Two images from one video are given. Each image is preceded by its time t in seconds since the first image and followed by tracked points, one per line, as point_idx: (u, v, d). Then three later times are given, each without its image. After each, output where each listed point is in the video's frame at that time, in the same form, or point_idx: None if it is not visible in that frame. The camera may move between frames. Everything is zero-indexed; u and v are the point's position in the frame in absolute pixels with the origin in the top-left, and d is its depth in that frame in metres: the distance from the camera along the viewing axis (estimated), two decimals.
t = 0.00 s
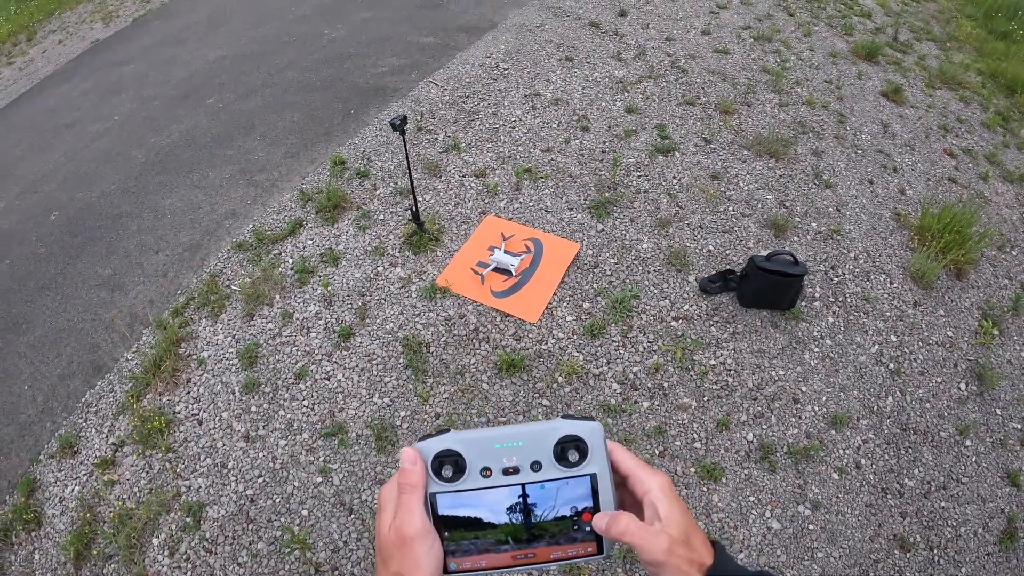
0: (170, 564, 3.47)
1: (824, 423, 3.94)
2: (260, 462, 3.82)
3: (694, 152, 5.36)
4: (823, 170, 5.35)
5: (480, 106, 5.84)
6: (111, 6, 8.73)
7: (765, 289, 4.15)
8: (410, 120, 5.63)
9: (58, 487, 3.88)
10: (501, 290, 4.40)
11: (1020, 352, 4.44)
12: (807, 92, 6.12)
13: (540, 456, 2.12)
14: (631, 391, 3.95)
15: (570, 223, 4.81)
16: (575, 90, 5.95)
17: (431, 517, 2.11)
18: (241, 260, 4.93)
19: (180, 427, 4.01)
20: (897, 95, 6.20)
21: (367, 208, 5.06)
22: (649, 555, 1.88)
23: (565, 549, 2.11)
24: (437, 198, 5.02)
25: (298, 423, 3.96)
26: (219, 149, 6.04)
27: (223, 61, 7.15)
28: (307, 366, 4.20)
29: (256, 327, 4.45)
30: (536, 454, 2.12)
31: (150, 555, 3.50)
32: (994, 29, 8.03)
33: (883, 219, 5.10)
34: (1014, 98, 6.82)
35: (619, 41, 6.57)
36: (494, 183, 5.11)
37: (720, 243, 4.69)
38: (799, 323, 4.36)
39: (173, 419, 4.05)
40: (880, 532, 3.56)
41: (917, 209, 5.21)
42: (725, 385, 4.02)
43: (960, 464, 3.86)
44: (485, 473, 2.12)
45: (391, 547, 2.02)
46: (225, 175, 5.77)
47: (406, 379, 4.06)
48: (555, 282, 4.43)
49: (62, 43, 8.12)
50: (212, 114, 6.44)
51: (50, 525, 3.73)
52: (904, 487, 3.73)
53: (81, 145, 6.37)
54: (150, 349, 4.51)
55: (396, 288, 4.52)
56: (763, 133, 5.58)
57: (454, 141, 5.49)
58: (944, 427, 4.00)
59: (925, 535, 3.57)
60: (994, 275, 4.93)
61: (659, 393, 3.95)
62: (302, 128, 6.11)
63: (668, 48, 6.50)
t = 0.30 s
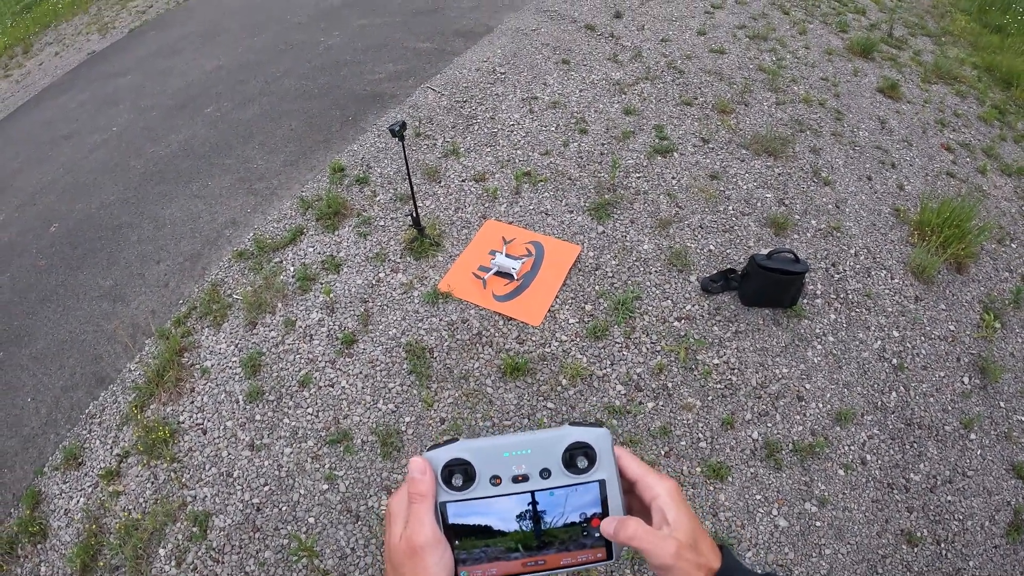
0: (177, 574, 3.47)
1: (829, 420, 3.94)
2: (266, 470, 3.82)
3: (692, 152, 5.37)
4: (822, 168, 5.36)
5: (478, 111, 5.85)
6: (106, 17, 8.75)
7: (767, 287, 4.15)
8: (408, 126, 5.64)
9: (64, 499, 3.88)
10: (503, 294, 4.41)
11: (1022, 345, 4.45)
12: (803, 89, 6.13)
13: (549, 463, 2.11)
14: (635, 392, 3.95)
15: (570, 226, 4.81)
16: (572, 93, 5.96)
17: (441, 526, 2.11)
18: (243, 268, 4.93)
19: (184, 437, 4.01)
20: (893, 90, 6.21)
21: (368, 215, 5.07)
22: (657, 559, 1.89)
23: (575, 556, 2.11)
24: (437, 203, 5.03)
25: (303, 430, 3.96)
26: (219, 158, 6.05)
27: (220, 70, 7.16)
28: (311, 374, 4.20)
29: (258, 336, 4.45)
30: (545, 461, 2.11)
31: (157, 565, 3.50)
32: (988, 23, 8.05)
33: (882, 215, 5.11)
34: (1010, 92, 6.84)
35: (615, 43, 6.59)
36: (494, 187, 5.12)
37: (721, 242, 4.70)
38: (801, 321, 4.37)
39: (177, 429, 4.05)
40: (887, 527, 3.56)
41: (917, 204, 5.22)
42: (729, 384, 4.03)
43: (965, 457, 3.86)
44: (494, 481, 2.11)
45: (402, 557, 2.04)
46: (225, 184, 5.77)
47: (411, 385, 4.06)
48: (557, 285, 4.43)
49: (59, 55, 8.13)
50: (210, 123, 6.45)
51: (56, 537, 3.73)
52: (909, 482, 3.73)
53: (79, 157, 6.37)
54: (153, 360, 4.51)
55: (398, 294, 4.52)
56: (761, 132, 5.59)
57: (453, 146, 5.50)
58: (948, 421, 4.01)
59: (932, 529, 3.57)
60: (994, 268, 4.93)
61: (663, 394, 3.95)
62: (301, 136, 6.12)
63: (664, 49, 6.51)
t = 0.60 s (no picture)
0: None
1: (837, 427, 3.89)
2: (267, 474, 3.78)
3: (699, 157, 5.34)
4: (829, 173, 5.33)
5: (484, 114, 5.83)
6: (113, 18, 8.76)
7: (774, 293, 4.12)
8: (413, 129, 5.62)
9: (62, 500, 3.84)
10: (509, 298, 4.37)
11: None
12: (811, 95, 6.11)
13: (541, 496, 2.11)
14: (641, 398, 3.91)
15: (576, 230, 4.78)
16: (579, 97, 5.94)
17: (432, 560, 2.10)
18: (245, 270, 4.90)
19: (185, 439, 3.98)
20: (901, 96, 6.19)
21: (372, 218, 5.04)
22: None
23: None
24: (442, 206, 5.00)
25: (305, 434, 3.92)
26: (223, 159, 6.03)
27: (225, 72, 7.15)
28: (313, 377, 4.16)
29: (261, 338, 4.42)
30: (537, 494, 2.12)
31: (156, 568, 3.46)
32: (994, 30, 8.02)
33: (890, 221, 5.07)
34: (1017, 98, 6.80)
35: (622, 48, 6.57)
36: (500, 190, 5.09)
37: (728, 247, 4.66)
38: (809, 327, 4.33)
39: (178, 431, 4.01)
40: (895, 536, 3.50)
41: (924, 211, 5.18)
42: (736, 391, 3.98)
43: (974, 466, 3.80)
44: (486, 514, 2.12)
45: None
46: (229, 186, 5.75)
47: (414, 389, 4.02)
48: (563, 290, 4.40)
49: (65, 55, 8.14)
50: (215, 124, 6.44)
51: (54, 538, 3.69)
52: (918, 491, 3.68)
53: (84, 157, 6.36)
54: (154, 361, 4.48)
55: (402, 297, 4.49)
56: (768, 137, 5.56)
57: (458, 148, 5.48)
58: (957, 430, 3.96)
59: (941, 539, 3.51)
60: (1003, 275, 4.88)
61: (670, 400, 3.91)
62: (305, 138, 6.10)
63: (671, 53, 6.50)
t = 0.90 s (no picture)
0: (157, 567, 3.41)
1: (830, 440, 3.84)
2: (252, 466, 3.75)
3: (701, 162, 5.30)
4: (833, 183, 5.28)
5: (487, 112, 5.80)
6: (122, 6, 8.77)
7: (771, 301, 4.07)
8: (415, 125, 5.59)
9: (50, 484, 3.83)
10: (502, 298, 4.33)
11: None
12: (817, 104, 6.05)
13: (460, 512, 2.09)
14: (633, 403, 3.87)
15: (574, 231, 4.74)
16: (583, 98, 5.90)
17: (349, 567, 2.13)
18: (241, 261, 4.88)
19: (173, 427, 3.96)
20: (907, 108, 6.13)
21: (370, 212, 5.01)
22: None
23: None
24: (440, 203, 4.97)
25: (292, 427, 3.89)
26: (224, 149, 6.02)
27: (231, 62, 7.15)
28: (303, 370, 4.13)
29: (253, 329, 4.40)
30: (455, 510, 2.10)
31: (138, 556, 3.45)
32: (1005, 45, 7.94)
33: (892, 233, 5.01)
34: None
35: (629, 50, 6.53)
36: (499, 189, 5.05)
37: (727, 254, 4.61)
38: (805, 337, 4.28)
39: (166, 419, 4.00)
40: (885, 553, 3.45)
41: (928, 224, 5.12)
42: (729, 399, 3.93)
43: (967, 484, 3.75)
44: (403, 526, 2.10)
45: None
46: (229, 176, 5.73)
47: (404, 385, 3.99)
48: (558, 291, 4.36)
49: (73, 41, 8.15)
50: (218, 114, 6.43)
51: (40, 521, 3.68)
52: (910, 507, 3.62)
53: (87, 142, 6.36)
54: (146, 348, 4.46)
55: (396, 293, 4.46)
56: (773, 144, 5.51)
57: (460, 146, 5.45)
58: (952, 446, 3.90)
59: (931, 557, 3.47)
60: (1005, 291, 4.82)
61: (661, 406, 3.87)
62: (308, 130, 6.08)
63: (677, 57, 6.45)
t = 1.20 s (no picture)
0: (173, 554, 3.46)
1: (845, 449, 3.86)
2: (271, 457, 3.81)
3: (723, 169, 5.32)
4: (853, 193, 5.29)
5: (510, 113, 5.84)
6: None
7: (791, 309, 4.08)
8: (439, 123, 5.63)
9: (66, 469, 3.89)
10: (524, 297, 4.36)
11: None
12: (839, 113, 6.06)
13: (451, 497, 2.21)
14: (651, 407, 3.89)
15: (596, 234, 4.77)
16: (607, 101, 5.93)
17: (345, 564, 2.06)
18: (264, 253, 4.94)
19: (192, 417, 4.01)
20: (929, 120, 6.13)
21: (393, 209, 5.06)
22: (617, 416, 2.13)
23: None
24: (463, 202, 5.01)
25: (312, 420, 3.94)
26: (248, 142, 6.07)
27: (255, 56, 7.21)
28: (324, 364, 4.18)
29: (274, 321, 4.45)
30: (447, 496, 2.21)
31: (154, 543, 3.50)
32: None
33: (911, 245, 5.02)
34: None
35: (652, 55, 6.56)
36: (522, 190, 5.09)
37: (747, 261, 4.64)
38: (823, 346, 4.30)
39: (185, 408, 4.05)
40: (897, 563, 3.48)
41: (946, 237, 5.13)
42: (747, 405, 3.96)
43: (980, 497, 3.77)
44: (398, 516, 2.18)
45: None
46: (252, 169, 5.79)
47: (424, 381, 4.03)
48: (579, 292, 4.39)
49: (97, 31, 8.23)
50: (242, 107, 6.49)
51: (54, 506, 3.75)
52: (922, 518, 3.65)
53: (110, 132, 6.44)
54: (167, 337, 4.51)
55: (418, 290, 4.50)
56: (794, 153, 5.53)
57: (483, 145, 5.49)
58: (966, 459, 3.92)
59: (942, 568, 3.50)
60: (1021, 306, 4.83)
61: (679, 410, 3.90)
62: (331, 126, 6.14)
63: (700, 63, 6.47)
